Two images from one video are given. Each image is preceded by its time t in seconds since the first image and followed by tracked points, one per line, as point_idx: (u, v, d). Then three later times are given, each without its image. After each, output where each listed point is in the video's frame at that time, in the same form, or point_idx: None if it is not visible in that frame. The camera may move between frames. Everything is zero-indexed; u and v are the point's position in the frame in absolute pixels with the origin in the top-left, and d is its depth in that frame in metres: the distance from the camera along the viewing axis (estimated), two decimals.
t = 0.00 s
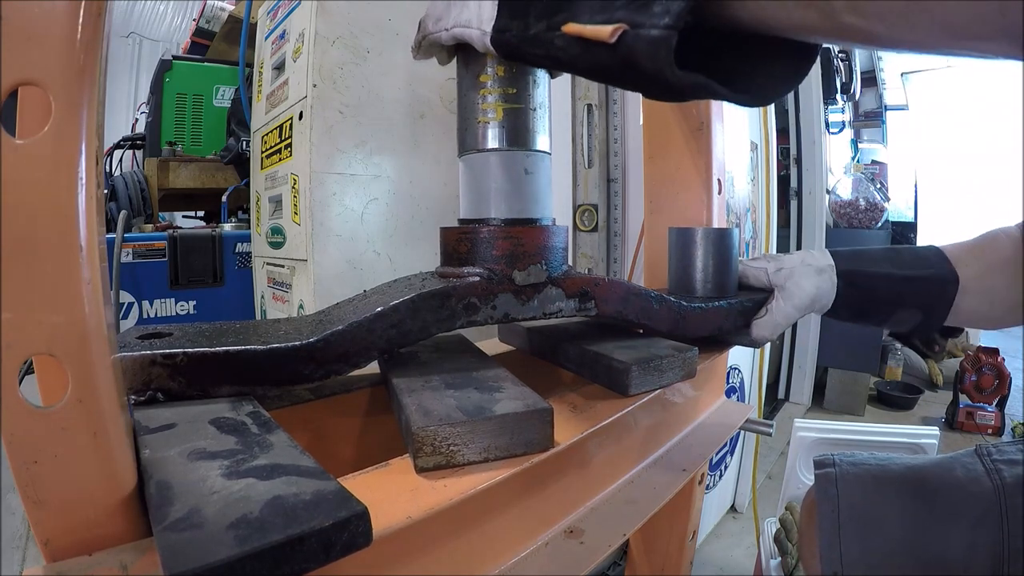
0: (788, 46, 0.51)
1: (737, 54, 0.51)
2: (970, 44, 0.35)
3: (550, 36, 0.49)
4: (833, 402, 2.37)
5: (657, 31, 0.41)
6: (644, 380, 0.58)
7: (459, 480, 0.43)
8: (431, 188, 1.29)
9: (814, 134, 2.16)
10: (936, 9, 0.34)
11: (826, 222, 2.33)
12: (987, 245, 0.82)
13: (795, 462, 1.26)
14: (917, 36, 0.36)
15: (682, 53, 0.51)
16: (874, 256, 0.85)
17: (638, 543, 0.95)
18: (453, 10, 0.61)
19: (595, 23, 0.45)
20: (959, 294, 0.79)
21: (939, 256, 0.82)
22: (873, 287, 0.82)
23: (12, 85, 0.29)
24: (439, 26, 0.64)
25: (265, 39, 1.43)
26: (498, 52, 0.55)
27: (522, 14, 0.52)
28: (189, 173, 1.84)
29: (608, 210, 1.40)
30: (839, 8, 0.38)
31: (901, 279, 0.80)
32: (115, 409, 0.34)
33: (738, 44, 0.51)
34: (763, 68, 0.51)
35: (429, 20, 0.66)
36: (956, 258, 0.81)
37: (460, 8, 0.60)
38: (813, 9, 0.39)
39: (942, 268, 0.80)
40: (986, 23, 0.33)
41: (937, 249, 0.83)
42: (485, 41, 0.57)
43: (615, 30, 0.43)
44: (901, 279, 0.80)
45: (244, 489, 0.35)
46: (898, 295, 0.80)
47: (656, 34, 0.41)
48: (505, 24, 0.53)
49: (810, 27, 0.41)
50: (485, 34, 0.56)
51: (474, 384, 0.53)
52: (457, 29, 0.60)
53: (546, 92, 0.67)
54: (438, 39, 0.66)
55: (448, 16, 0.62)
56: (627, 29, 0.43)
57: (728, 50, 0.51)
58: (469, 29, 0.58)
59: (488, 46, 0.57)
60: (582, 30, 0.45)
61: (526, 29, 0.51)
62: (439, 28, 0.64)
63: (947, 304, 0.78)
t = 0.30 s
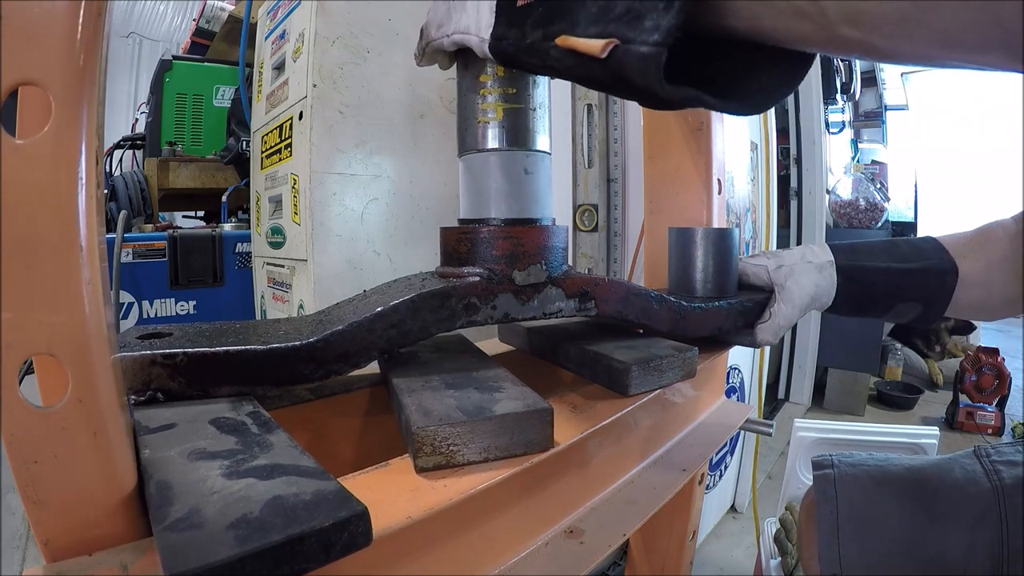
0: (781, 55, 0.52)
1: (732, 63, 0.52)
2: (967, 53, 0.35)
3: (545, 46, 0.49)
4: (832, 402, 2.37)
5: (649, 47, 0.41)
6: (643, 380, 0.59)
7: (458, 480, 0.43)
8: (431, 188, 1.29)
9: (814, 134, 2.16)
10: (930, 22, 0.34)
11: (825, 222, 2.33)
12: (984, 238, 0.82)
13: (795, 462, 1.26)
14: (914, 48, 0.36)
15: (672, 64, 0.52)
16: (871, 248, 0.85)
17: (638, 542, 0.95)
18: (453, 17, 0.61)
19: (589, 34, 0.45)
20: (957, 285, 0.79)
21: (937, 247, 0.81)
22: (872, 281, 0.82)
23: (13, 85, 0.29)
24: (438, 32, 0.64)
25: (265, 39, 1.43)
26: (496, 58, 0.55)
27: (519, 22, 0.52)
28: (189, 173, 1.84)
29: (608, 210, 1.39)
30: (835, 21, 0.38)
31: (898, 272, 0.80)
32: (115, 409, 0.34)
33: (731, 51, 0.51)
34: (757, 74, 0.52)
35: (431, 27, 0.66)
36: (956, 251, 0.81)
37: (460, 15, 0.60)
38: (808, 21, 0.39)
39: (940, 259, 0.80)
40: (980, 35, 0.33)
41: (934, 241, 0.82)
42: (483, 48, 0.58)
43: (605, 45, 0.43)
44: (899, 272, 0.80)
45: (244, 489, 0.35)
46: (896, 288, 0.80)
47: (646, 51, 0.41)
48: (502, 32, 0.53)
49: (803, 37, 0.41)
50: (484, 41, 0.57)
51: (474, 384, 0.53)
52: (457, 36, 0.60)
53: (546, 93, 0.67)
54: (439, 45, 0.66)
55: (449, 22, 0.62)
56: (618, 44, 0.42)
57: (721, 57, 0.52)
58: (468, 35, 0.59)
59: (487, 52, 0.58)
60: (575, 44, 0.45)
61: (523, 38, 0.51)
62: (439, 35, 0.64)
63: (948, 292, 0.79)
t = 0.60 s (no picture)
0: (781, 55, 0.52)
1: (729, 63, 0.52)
2: (969, 53, 0.35)
3: (544, 41, 0.49)
4: (832, 402, 2.37)
5: (647, 38, 0.41)
6: (643, 380, 0.58)
7: (458, 480, 0.43)
8: (431, 188, 1.29)
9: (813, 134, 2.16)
10: (935, 18, 0.33)
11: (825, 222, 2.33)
12: (984, 238, 0.82)
13: (795, 462, 1.26)
14: (917, 43, 0.36)
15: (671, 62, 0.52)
16: (872, 250, 0.84)
17: (638, 543, 0.95)
18: (454, 15, 0.62)
19: (588, 34, 0.45)
20: (960, 289, 0.79)
21: (938, 250, 0.81)
22: (877, 285, 0.81)
23: (13, 85, 0.29)
24: (439, 33, 0.64)
25: (265, 39, 1.43)
26: (495, 57, 0.55)
27: (518, 18, 0.52)
28: (189, 173, 1.84)
29: (608, 210, 1.39)
30: (839, 17, 0.38)
31: (904, 276, 0.80)
32: (115, 409, 0.34)
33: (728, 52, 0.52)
34: (754, 76, 0.52)
35: (432, 25, 0.66)
36: (955, 252, 0.81)
37: (461, 12, 0.61)
38: (811, 16, 0.39)
39: (943, 262, 0.80)
40: (986, 33, 0.32)
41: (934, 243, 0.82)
42: (482, 44, 0.58)
43: (604, 36, 0.43)
44: (904, 276, 0.80)
45: (244, 489, 0.35)
46: (900, 292, 0.80)
47: (645, 42, 0.41)
48: (502, 28, 0.53)
49: (807, 33, 0.41)
50: (483, 38, 0.57)
51: (474, 384, 0.53)
52: (457, 33, 0.61)
53: (547, 92, 0.67)
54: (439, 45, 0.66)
55: (449, 21, 0.62)
56: (617, 36, 0.43)
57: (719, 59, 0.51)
58: (468, 33, 0.59)
59: (486, 50, 0.59)
60: (573, 37, 0.45)
61: (522, 34, 0.51)
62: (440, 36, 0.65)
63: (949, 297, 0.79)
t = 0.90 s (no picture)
0: (786, 61, 0.52)
1: (730, 69, 0.52)
2: (975, 62, 0.35)
3: (548, 56, 0.50)
4: (832, 402, 2.37)
5: (652, 64, 0.41)
6: (643, 380, 0.58)
7: (459, 480, 0.43)
8: (431, 188, 1.29)
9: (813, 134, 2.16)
10: (945, 31, 0.33)
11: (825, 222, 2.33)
12: (986, 241, 0.82)
13: (795, 462, 1.26)
14: (925, 54, 0.35)
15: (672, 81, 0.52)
16: (876, 256, 0.85)
17: (638, 542, 0.95)
18: (458, 20, 0.62)
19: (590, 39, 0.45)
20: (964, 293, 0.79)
21: (944, 256, 0.82)
22: (883, 292, 0.81)
23: (13, 85, 0.29)
24: (444, 37, 0.64)
25: (265, 39, 1.43)
26: (499, 65, 0.56)
27: (522, 29, 0.53)
28: (189, 173, 1.84)
29: (608, 210, 1.40)
30: (845, 32, 0.38)
31: (910, 282, 0.80)
32: (115, 408, 0.34)
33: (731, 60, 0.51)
34: (758, 79, 0.52)
35: (434, 29, 0.66)
36: (960, 256, 0.81)
37: (463, 19, 0.61)
38: (818, 31, 0.39)
39: (950, 268, 0.80)
40: (993, 44, 0.32)
41: (939, 248, 0.83)
42: (487, 52, 0.58)
43: (609, 59, 0.42)
44: (910, 282, 0.80)
45: (244, 489, 0.35)
46: (906, 298, 0.80)
47: (650, 67, 0.41)
48: (506, 38, 0.54)
49: (812, 45, 0.41)
50: (487, 46, 0.57)
51: (474, 384, 0.53)
52: (461, 39, 0.61)
53: (549, 92, 0.67)
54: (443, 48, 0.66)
55: (453, 25, 0.62)
56: (622, 58, 0.42)
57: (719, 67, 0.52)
58: (471, 39, 0.59)
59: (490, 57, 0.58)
60: (580, 56, 0.45)
61: (526, 45, 0.52)
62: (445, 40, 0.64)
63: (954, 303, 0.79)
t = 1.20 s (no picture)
0: (787, 59, 0.52)
1: (728, 70, 0.52)
2: (971, 64, 0.34)
3: (545, 54, 0.50)
4: (832, 401, 2.37)
5: (643, 61, 0.42)
6: (643, 380, 0.58)
7: (459, 480, 0.43)
8: (431, 188, 1.29)
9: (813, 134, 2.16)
10: (941, 33, 0.33)
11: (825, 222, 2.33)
12: (986, 245, 0.82)
13: (794, 462, 1.27)
14: (920, 55, 0.35)
15: (666, 77, 0.53)
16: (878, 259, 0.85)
17: (638, 543, 0.95)
18: (459, 20, 0.62)
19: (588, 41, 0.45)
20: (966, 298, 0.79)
21: (945, 259, 0.82)
22: (882, 294, 0.82)
23: (13, 86, 0.29)
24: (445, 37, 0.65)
25: (265, 39, 1.43)
26: (499, 65, 0.56)
27: (521, 29, 0.53)
28: (189, 173, 1.84)
29: (608, 210, 1.40)
30: (840, 32, 0.38)
31: (910, 284, 0.80)
32: (115, 408, 0.34)
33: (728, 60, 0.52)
34: (754, 80, 0.52)
35: (436, 29, 0.66)
36: (961, 260, 0.81)
37: (465, 18, 0.61)
38: (813, 31, 0.39)
39: (950, 271, 0.80)
40: (989, 45, 0.32)
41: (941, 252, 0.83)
42: (487, 52, 0.58)
43: (602, 56, 0.43)
44: (910, 284, 0.80)
45: (244, 489, 0.35)
46: (905, 299, 0.80)
47: (641, 65, 0.42)
48: (505, 38, 0.54)
49: (808, 45, 0.41)
50: (487, 46, 0.57)
51: (474, 384, 0.53)
52: (461, 39, 0.61)
53: (550, 92, 0.67)
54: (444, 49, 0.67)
55: (455, 25, 0.63)
56: (615, 56, 0.43)
57: (716, 70, 0.52)
58: (472, 39, 0.59)
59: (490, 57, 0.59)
60: (573, 54, 0.46)
61: (525, 45, 0.52)
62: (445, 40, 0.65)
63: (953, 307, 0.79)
